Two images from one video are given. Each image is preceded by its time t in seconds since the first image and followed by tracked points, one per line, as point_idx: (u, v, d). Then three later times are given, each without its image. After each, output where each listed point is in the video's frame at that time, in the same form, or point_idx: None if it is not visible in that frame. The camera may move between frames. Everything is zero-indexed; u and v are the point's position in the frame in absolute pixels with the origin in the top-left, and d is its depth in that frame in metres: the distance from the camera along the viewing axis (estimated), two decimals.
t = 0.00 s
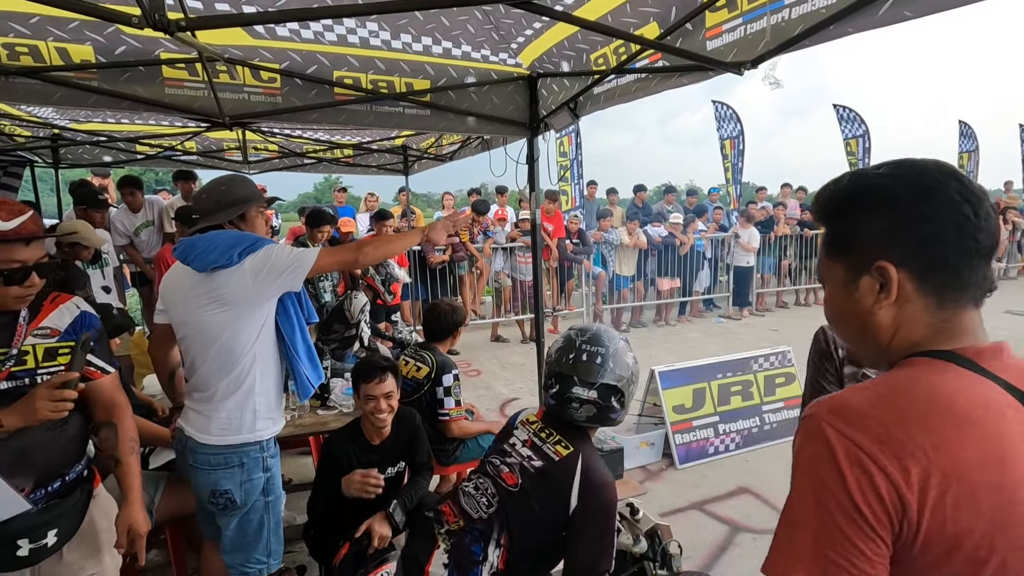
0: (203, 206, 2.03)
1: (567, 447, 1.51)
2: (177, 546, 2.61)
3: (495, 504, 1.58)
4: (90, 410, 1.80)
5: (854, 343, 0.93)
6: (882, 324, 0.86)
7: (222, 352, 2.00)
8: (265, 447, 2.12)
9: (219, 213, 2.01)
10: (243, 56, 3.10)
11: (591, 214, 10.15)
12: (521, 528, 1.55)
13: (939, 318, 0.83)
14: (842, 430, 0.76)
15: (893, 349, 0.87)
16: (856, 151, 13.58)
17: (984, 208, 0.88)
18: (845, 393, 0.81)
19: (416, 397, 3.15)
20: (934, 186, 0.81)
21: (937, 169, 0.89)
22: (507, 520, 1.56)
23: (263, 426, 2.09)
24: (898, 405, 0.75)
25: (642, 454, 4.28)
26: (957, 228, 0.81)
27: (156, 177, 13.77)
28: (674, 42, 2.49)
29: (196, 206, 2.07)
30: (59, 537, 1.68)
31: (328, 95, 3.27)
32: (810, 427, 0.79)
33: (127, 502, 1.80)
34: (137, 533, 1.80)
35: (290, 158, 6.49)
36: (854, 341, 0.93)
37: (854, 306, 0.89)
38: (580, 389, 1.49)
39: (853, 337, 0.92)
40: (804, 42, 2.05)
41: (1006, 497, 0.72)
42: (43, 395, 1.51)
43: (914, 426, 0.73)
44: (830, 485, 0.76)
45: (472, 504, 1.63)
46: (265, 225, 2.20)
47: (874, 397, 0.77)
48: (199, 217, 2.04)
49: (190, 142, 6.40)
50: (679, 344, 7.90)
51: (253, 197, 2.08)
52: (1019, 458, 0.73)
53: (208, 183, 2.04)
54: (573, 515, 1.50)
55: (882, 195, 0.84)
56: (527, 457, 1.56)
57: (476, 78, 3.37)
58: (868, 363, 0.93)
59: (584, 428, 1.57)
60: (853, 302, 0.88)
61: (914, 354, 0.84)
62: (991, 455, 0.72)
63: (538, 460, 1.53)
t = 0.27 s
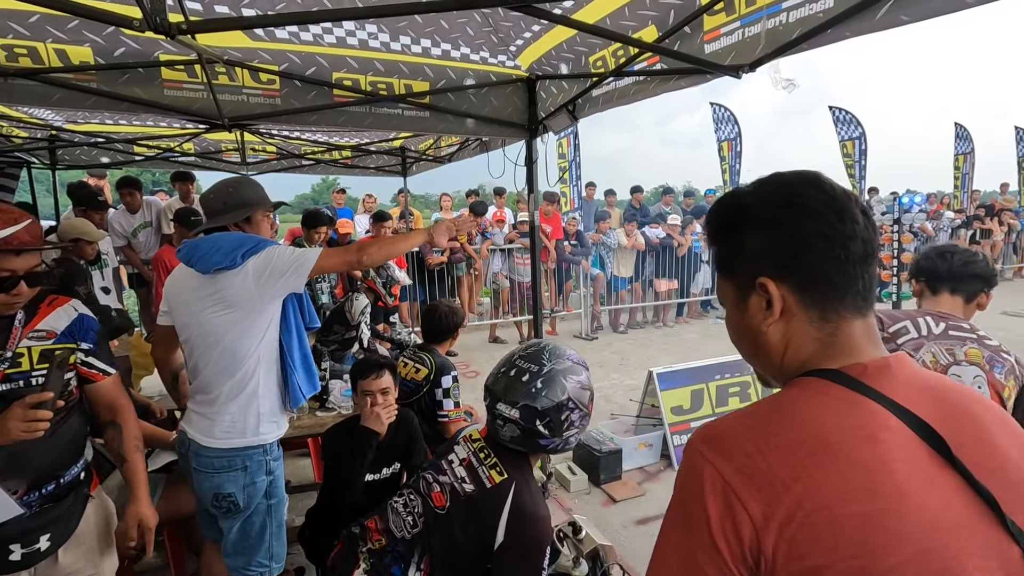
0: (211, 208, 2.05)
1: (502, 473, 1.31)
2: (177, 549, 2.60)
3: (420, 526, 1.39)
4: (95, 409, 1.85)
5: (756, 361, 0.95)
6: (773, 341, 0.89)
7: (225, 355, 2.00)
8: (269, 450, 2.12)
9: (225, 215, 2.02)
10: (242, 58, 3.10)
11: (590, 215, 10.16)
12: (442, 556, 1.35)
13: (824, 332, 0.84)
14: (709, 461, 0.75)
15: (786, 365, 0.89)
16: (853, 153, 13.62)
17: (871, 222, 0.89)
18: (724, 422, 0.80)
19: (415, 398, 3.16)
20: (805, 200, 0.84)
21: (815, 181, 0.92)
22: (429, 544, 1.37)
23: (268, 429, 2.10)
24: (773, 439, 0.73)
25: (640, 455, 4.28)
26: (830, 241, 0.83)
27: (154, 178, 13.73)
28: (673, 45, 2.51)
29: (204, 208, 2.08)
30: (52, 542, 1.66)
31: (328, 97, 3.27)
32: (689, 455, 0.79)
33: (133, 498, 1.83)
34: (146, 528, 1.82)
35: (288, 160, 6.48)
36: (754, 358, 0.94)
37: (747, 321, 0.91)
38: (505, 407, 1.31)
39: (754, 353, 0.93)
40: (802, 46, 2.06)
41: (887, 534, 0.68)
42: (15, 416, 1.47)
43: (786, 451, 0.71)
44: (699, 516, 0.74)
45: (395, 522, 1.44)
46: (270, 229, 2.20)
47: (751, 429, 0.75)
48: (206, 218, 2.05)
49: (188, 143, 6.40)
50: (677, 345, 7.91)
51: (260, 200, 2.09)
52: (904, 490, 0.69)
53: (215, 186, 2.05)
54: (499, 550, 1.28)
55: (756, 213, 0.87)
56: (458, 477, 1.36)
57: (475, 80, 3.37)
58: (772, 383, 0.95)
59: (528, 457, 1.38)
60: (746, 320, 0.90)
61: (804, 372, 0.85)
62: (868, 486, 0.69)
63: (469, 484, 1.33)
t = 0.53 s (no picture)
0: (193, 210, 2.02)
1: (424, 482, 1.28)
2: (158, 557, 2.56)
3: (342, 536, 1.40)
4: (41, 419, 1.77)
5: (707, 360, 0.96)
6: (725, 339, 0.90)
7: (208, 359, 1.97)
8: (254, 457, 2.09)
9: (208, 217, 1.99)
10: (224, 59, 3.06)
11: (574, 217, 10.21)
12: (363, 569, 1.33)
13: (774, 325, 0.86)
14: (665, 458, 0.75)
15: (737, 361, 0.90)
16: (830, 156, 13.90)
17: (811, 215, 0.92)
18: (678, 418, 0.80)
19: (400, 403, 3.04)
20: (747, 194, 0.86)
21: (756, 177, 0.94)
22: (349, 555, 1.37)
23: (252, 436, 2.06)
24: (727, 433, 0.74)
25: (626, 456, 4.31)
26: (775, 235, 0.85)
27: (130, 179, 13.45)
28: (656, 50, 2.54)
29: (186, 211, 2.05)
30: None
31: (312, 99, 3.24)
32: (643, 453, 0.79)
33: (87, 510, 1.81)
34: (102, 538, 1.82)
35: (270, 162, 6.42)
36: (706, 356, 0.95)
37: (697, 319, 0.92)
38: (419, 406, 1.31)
39: (705, 351, 0.94)
40: (783, 53, 2.10)
41: (832, 530, 0.70)
42: None
43: (739, 449, 0.72)
44: (652, 514, 0.75)
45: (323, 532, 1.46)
46: (253, 232, 2.17)
47: (706, 424, 0.76)
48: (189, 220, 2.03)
49: (167, 144, 6.29)
50: (660, 346, 7.99)
51: (244, 203, 2.07)
52: (851, 486, 0.71)
53: (197, 188, 2.03)
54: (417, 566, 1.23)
55: (702, 210, 0.88)
56: (385, 485, 1.34)
57: (461, 83, 3.37)
58: (724, 381, 0.96)
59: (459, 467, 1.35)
60: (697, 317, 0.91)
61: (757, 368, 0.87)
62: (817, 483, 0.71)
63: (393, 492, 1.31)
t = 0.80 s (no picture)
0: (148, 214, 1.95)
1: (363, 488, 1.27)
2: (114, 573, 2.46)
3: (277, 544, 1.38)
4: None
5: (657, 364, 0.98)
6: (676, 343, 0.92)
7: (168, 368, 1.90)
8: (215, 469, 2.03)
9: (165, 221, 1.92)
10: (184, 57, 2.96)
11: (543, 220, 10.27)
12: None
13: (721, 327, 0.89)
14: (637, 456, 0.76)
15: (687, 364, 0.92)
16: (789, 161, 14.38)
17: (754, 226, 0.98)
18: (642, 417, 0.82)
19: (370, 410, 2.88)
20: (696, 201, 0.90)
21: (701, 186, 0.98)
22: (281, 565, 1.35)
23: (212, 448, 2.00)
24: (692, 430, 0.76)
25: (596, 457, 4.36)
26: (725, 242, 0.89)
27: (81, 180, 12.87)
28: (622, 56, 2.58)
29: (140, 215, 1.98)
30: None
31: (275, 100, 3.17)
32: (611, 454, 0.79)
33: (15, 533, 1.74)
34: (32, 561, 1.75)
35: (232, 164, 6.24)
36: (657, 360, 0.97)
37: (649, 322, 0.93)
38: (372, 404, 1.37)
39: (655, 356, 0.96)
40: (744, 60, 2.17)
41: (791, 522, 0.73)
42: None
43: (706, 444, 0.74)
44: (624, 515, 0.75)
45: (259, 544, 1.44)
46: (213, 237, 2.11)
47: (671, 422, 0.78)
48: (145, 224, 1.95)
49: (122, 145, 6.05)
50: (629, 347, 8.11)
51: (203, 206, 2.00)
52: (805, 479, 0.75)
53: (153, 190, 1.96)
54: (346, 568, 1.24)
55: (654, 216, 0.91)
56: (325, 491, 1.33)
57: (429, 85, 3.35)
58: (672, 384, 0.98)
59: (399, 473, 1.35)
60: (650, 321, 0.93)
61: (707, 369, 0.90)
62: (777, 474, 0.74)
63: (332, 496, 1.30)
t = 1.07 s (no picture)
0: (81, 210, 1.86)
1: (320, 488, 1.26)
2: None
3: (228, 543, 1.33)
4: None
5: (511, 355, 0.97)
6: (519, 339, 0.92)
7: (99, 373, 1.82)
8: (158, 475, 1.96)
9: (100, 218, 1.84)
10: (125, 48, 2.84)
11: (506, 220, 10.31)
12: None
13: (554, 328, 0.87)
14: (442, 462, 0.74)
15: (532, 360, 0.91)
16: (745, 162, 14.85)
17: (619, 225, 0.93)
18: (461, 419, 0.79)
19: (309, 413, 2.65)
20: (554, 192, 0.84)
21: (574, 176, 0.92)
22: (231, 566, 1.29)
23: (154, 454, 1.93)
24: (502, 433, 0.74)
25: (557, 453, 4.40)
26: (570, 245, 0.85)
27: (19, 177, 12.18)
28: (574, 55, 2.63)
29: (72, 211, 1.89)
30: None
31: (224, 95, 3.08)
32: (426, 458, 0.77)
33: None
34: None
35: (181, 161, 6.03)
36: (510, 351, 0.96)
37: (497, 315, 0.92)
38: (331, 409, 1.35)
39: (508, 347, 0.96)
40: (689, 60, 2.23)
41: (601, 528, 0.72)
42: None
43: (515, 447, 0.72)
44: (433, 521, 0.73)
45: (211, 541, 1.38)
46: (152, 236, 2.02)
47: (486, 425, 0.76)
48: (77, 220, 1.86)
49: (62, 141, 5.76)
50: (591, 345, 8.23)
51: (143, 203, 1.94)
52: (621, 483, 0.75)
53: (89, 184, 1.87)
54: (300, 563, 1.23)
55: (506, 210, 0.87)
56: (281, 491, 1.30)
57: (384, 82, 3.34)
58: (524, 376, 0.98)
59: (358, 474, 1.34)
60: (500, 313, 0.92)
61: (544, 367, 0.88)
62: (584, 476, 0.73)
63: (287, 497, 1.28)
